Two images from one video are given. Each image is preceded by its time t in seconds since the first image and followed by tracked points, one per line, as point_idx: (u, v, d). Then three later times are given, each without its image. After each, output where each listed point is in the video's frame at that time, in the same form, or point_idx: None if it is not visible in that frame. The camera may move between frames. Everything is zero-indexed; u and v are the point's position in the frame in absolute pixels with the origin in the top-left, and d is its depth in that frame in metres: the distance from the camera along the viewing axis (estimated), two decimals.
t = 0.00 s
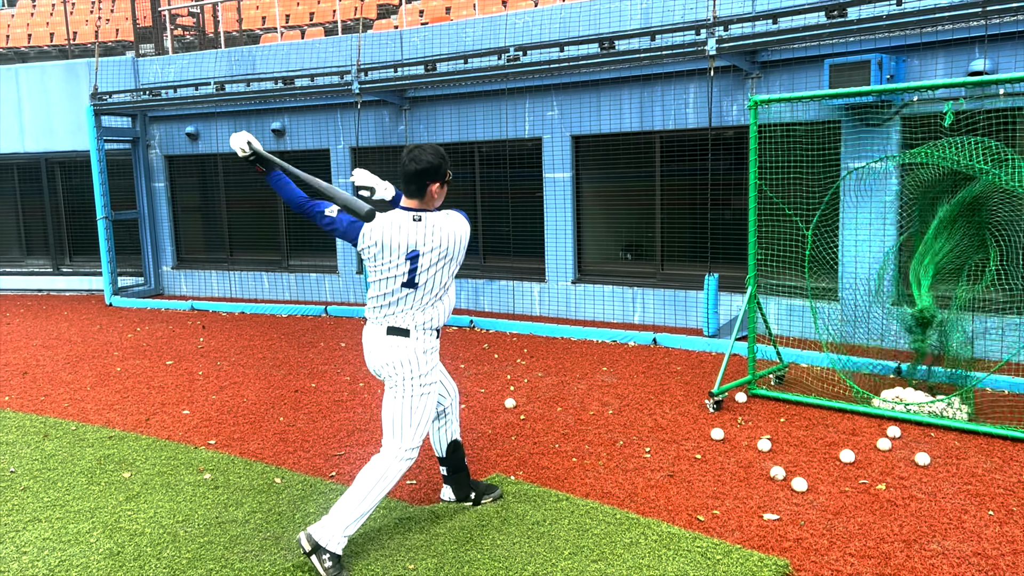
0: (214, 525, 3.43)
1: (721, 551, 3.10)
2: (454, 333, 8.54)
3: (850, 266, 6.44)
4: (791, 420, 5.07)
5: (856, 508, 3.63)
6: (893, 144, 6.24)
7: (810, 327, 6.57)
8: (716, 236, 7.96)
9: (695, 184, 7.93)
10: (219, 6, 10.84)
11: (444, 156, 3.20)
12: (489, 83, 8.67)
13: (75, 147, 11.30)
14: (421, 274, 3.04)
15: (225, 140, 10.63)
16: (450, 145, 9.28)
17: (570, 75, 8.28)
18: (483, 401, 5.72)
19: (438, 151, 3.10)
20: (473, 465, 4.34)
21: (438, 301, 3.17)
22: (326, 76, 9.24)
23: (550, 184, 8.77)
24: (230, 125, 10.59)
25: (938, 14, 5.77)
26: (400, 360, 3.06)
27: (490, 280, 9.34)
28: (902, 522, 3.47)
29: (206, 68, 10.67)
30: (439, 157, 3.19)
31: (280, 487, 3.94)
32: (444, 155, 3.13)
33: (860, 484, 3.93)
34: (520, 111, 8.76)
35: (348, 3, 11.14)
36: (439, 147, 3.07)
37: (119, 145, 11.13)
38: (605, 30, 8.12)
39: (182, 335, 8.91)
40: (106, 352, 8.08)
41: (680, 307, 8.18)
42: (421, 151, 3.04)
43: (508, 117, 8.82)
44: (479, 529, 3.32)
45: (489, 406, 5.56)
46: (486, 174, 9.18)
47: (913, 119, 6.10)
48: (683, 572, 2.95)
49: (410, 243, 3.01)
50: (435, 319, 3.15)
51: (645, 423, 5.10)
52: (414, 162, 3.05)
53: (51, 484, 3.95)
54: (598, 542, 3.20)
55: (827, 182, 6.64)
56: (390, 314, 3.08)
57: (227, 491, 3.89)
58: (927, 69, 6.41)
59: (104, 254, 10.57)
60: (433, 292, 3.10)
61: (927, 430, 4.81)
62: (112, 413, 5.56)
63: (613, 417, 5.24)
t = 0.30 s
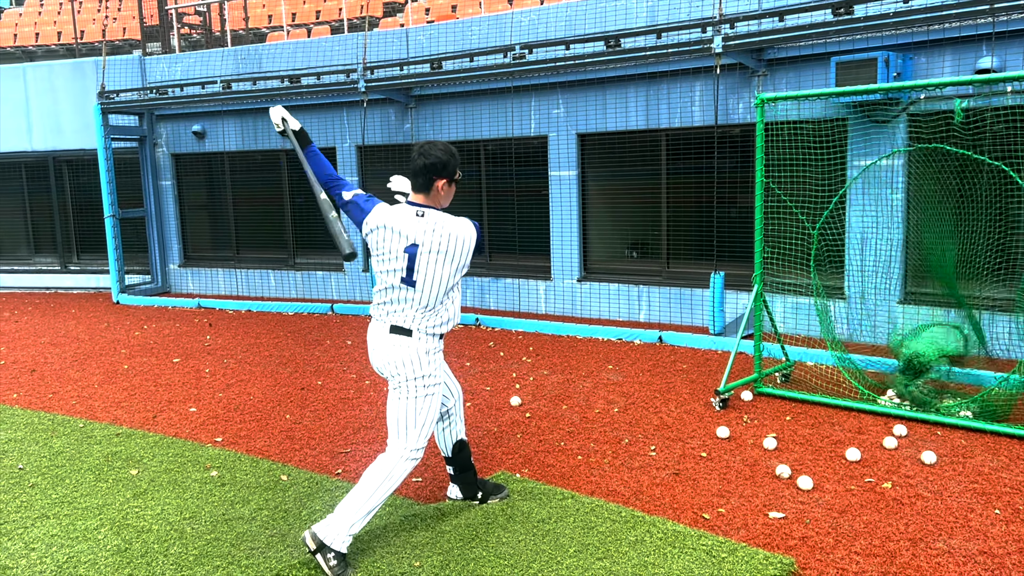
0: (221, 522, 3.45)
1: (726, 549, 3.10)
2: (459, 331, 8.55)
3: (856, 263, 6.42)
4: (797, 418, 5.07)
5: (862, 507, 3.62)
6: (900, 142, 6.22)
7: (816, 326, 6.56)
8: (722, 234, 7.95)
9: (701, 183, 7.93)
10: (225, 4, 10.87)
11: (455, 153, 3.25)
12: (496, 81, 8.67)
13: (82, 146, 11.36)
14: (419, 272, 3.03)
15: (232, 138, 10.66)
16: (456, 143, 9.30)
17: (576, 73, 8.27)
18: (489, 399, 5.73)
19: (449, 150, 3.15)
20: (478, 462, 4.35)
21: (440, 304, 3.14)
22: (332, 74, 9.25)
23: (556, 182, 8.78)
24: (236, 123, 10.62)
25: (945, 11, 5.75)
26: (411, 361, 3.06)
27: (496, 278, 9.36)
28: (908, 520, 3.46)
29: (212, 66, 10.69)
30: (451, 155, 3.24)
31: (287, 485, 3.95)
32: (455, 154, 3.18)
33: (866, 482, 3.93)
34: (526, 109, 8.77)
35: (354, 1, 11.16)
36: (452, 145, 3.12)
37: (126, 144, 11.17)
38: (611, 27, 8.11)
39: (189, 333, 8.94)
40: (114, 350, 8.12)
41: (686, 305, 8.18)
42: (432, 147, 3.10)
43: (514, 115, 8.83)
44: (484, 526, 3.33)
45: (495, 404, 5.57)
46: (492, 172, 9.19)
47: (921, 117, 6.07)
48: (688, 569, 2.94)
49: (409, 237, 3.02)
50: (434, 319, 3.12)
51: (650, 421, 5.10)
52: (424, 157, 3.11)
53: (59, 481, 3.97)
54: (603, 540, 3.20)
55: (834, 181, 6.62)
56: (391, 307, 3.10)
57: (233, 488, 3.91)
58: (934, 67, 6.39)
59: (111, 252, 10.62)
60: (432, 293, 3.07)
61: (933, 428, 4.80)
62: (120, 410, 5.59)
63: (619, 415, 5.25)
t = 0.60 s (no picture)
0: (231, 517, 3.47)
1: (733, 546, 3.10)
2: (468, 327, 8.56)
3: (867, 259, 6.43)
4: (805, 415, 5.06)
5: (871, 504, 3.62)
6: (911, 139, 6.18)
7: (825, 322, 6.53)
8: (731, 230, 7.94)
9: (710, 179, 7.91)
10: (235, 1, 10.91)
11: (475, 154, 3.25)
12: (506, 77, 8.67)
13: (94, 143, 11.43)
14: (417, 260, 3.03)
15: (241, 135, 10.70)
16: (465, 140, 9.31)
17: (585, 69, 8.26)
18: (497, 395, 5.74)
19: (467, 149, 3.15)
20: (487, 459, 4.35)
21: (442, 301, 3.09)
22: (341, 71, 9.28)
23: (565, 179, 8.77)
24: (246, 120, 10.66)
25: (957, 7, 5.71)
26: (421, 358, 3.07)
27: (504, 275, 9.37)
28: (917, 518, 3.45)
29: (222, 63, 10.71)
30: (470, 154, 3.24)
31: (296, 480, 3.98)
32: (472, 154, 3.18)
33: (875, 479, 3.92)
34: (535, 105, 8.76)
35: None
36: (468, 144, 3.12)
37: (137, 140, 11.23)
38: (620, 23, 8.09)
39: (199, 329, 8.99)
40: (124, 345, 8.17)
41: (695, 302, 8.17)
42: (448, 142, 3.12)
43: (523, 112, 8.84)
44: (492, 522, 3.34)
45: (503, 400, 5.59)
46: (501, 168, 9.19)
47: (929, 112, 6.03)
48: (696, 565, 2.94)
49: (412, 225, 3.06)
50: (433, 315, 3.08)
51: (659, 417, 5.10)
52: (439, 151, 3.13)
53: (70, 475, 4.00)
54: (611, 535, 3.20)
55: (844, 176, 6.60)
56: (394, 296, 3.14)
57: (243, 483, 3.93)
58: (946, 62, 6.36)
59: (123, 248, 10.69)
60: (428, 284, 3.04)
61: (943, 426, 4.79)
62: (130, 405, 5.63)
63: (627, 412, 5.25)
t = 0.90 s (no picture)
0: (236, 511, 3.49)
1: (737, 543, 3.08)
2: (477, 323, 8.56)
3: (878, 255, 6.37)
4: (813, 413, 5.02)
5: (878, 502, 3.59)
6: (921, 134, 6.13)
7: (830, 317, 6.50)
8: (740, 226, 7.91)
9: (719, 175, 7.88)
10: None
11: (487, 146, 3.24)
12: (515, 72, 8.65)
13: (106, 137, 11.49)
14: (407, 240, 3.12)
15: (252, 130, 10.73)
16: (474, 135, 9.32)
17: (594, 64, 8.23)
18: (503, 391, 5.74)
19: (472, 140, 3.15)
20: (492, 454, 4.35)
21: (424, 289, 3.07)
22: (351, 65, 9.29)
23: (575, 173, 8.74)
24: (257, 115, 10.69)
25: None
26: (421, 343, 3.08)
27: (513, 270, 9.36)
28: (924, 516, 3.42)
29: (233, 58, 10.74)
30: (482, 147, 3.24)
31: (302, 474, 3.99)
32: (479, 147, 3.16)
33: (882, 477, 3.89)
34: (544, 99, 8.74)
35: None
36: (472, 136, 3.12)
37: (148, 135, 11.29)
38: (630, 18, 8.06)
39: (209, 323, 9.04)
40: (135, 340, 8.23)
41: (704, 298, 8.14)
42: (453, 133, 3.16)
43: (532, 107, 8.82)
44: (496, 518, 3.33)
45: (510, 396, 5.58)
46: (510, 164, 9.18)
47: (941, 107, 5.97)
48: (699, 563, 2.92)
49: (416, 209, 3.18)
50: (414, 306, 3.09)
51: (666, 414, 5.08)
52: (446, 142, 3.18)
53: (78, 469, 4.03)
54: (614, 532, 3.19)
55: (854, 172, 6.55)
56: (397, 280, 3.24)
57: (249, 477, 3.95)
58: (958, 57, 6.30)
59: (134, 243, 10.75)
60: (412, 268, 3.08)
61: (953, 424, 4.74)
62: (139, 399, 5.67)
63: (633, 408, 5.23)
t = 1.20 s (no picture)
0: (226, 504, 3.50)
1: (725, 540, 3.06)
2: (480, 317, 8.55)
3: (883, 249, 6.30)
4: (812, 409, 4.99)
5: (871, 500, 3.56)
6: (928, 127, 6.05)
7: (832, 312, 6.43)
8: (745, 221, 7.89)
9: (724, 169, 7.84)
10: None
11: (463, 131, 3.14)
12: (520, 65, 8.62)
13: (116, 131, 11.56)
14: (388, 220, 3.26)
15: (259, 124, 10.77)
16: (480, 129, 9.30)
17: (599, 57, 8.19)
18: (502, 385, 5.73)
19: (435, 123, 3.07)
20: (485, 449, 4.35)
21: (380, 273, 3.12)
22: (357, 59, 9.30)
23: (581, 167, 8.69)
24: (264, 109, 10.72)
25: None
26: (388, 326, 3.04)
27: (518, 264, 9.35)
28: (917, 515, 3.38)
29: (241, 51, 10.77)
30: (458, 132, 3.14)
31: (295, 467, 4.00)
32: (446, 126, 3.07)
33: (877, 475, 3.85)
34: (550, 92, 8.70)
35: None
36: (435, 114, 3.06)
37: (157, 129, 11.34)
38: (635, 10, 8.00)
39: (215, 316, 9.09)
40: (140, 332, 8.28)
41: (708, 293, 8.10)
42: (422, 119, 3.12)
43: (537, 100, 8.79)
44: (484, 513, 3.32)
45: (508, 390, 5.57)
46: (516, 157, 9.16)
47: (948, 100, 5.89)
48: (684, 560, 2.90)
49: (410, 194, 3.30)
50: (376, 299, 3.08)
51: (663, 409, 5.06)
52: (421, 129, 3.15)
53: (74, 460, 4.06)
54: (602, 529, 3.17)
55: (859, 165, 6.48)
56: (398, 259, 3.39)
57: (242, 470, 3.96)
58: (966, 49, 6.21)
59: (142, 236, 10.81)
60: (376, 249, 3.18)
61: (953, 421, 4.69)
62: (140, 391, 5.71)
63: (631, 403, 5.21)
